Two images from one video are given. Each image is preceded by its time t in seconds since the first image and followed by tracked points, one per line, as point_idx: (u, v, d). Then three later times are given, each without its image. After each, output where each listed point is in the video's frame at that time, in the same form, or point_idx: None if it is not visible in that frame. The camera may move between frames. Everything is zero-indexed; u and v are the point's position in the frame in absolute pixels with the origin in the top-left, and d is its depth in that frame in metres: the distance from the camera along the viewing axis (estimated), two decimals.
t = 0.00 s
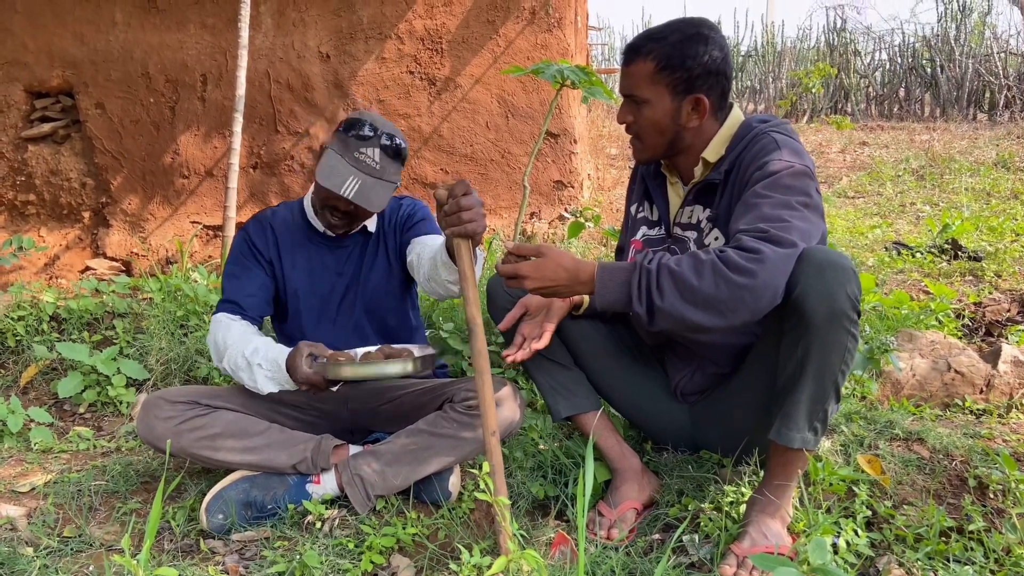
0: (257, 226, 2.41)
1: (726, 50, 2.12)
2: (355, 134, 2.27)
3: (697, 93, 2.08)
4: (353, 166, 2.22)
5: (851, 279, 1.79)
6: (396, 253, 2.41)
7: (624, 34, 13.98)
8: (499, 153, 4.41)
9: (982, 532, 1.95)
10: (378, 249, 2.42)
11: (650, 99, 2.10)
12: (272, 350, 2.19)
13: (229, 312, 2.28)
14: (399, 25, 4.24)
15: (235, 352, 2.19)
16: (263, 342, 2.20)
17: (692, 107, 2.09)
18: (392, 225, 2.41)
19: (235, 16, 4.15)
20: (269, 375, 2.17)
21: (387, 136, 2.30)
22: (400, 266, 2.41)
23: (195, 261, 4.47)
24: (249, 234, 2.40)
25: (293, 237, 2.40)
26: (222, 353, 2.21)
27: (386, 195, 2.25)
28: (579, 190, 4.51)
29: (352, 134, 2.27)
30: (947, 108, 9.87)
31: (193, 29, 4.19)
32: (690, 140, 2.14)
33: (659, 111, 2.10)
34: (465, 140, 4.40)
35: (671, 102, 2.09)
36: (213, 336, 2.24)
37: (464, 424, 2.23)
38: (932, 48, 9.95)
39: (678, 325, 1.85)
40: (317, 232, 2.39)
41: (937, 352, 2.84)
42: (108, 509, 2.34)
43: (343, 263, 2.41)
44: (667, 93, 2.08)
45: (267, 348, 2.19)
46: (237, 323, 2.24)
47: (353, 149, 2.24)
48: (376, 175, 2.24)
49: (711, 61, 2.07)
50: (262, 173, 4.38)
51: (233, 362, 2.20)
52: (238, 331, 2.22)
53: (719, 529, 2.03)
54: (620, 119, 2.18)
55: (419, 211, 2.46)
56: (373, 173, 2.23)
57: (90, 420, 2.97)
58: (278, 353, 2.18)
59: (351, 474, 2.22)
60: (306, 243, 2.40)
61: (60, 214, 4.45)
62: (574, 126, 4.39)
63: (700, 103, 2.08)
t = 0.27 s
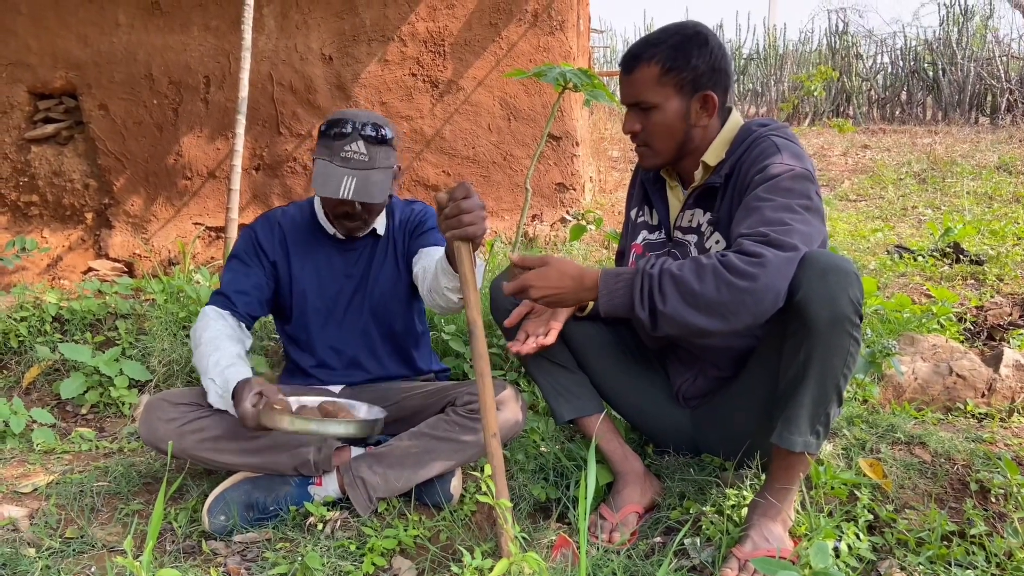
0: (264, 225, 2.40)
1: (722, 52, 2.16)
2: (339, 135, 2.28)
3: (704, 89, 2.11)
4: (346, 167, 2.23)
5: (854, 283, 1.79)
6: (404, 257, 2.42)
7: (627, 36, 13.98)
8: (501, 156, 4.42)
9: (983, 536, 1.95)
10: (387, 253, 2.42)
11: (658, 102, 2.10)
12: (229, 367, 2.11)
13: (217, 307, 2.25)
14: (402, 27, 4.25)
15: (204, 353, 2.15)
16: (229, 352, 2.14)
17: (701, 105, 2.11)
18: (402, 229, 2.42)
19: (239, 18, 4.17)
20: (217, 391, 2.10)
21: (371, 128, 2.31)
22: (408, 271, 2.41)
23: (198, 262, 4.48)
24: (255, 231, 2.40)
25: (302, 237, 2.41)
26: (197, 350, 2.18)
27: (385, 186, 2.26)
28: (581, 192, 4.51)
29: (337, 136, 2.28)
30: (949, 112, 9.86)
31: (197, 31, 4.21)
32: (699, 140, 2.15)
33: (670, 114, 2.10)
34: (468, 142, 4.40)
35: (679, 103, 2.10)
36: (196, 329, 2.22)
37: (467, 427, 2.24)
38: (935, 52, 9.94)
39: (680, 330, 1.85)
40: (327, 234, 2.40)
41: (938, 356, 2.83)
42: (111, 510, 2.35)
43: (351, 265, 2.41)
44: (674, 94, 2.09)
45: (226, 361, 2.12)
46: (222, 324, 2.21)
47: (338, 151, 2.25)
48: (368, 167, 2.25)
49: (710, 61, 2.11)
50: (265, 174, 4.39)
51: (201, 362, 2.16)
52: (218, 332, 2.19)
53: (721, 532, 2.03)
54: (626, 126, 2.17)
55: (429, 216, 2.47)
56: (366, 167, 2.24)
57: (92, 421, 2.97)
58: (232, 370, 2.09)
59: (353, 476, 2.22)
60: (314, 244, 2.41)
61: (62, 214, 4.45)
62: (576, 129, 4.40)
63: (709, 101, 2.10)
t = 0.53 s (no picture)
0: (271, 226, 2.42)
1: (715, 54, 2.16)
2: (331, 135, 2.30)
3: (702, 91, 2.11)
4: (337, 167, 2.24)
5: (856, 289, 1.79)
6: (408, 262, 2.42)
7: (629, 39, 13.96)
8: (504, 158, 4.42)
9: (986, 543, 1.95)
10: (391, 257, 2.43)
11: (657, 107, 2.09)
12: (218, 402, 2.10)
13: (231, 316, 2.24)
14: (405, 30, 4.26)
15: (206, 370, 2.15)
16: (224, 384, 2.12)
17: (700, 107, 2.11)
18: (406, 234, 2.43)
19: (242, 21, 4.18)
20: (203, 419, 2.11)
21: (364, 126, 2.32)
22: (412, 277, 2.41)
23: (200, 264, 4.48)
24: (262, 233, 2.41)
25: (307, 241, 2.41)
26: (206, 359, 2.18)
27: (377, 183, 2.26)
28: (583, 195, 4.51)
29: (329, 137, 2.29)
30: (951, 115, 9.85)
31: (200, 33, 4.22)
32: (699, 143, 2.15)
33: (669, 119, 2.10)
34: (470, 145, 4.40)
35: (679, 107, 2.10)
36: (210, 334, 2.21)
37: (468, 432, 2.23)
38: (937, 55, 9.92)
39: (679, 322, 1.84)
40: (331, 237, 2.41)
41: (941, 361, 2.83)
42: (113, 513, 2.35)
43: (355, 270, 2.41)
44: (673, 98, 2.09)
45: (218, 396, 2.10)
46: (232, 343, 2.19)
47: (330, 151, 2.27)
48: (361, 165, 2.26)
49: (705, 63, 2.11)
50: (267, 176, 4.39)
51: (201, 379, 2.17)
52: (225, 351, 2.17)
53: (723, 538, 2.03)
54: (626, 135, 2.16)
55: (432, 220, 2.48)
56: (357, 165, 2.25)
57: (95, 423, 2.97)
58: (218, 408, 2.09)
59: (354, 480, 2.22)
60: (319, 248, 2.41)
61: (65, 216, 4.45)
62: (578, 132, 4.40)
63: (707, 102, 2.10)
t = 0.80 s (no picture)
0: (275, 228, 2.41)
1: (704, 58, 2.17)
2: (337, 139, 2.30)
3: (694, 95, 2.11)
4: (342, 170, 2.24)
5: (854, 293, 1.79)
6: (410, 266, 2.42)
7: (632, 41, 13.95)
8: (506, 160, 4.43)
9: (987, 548, 1.95)
10: (393, 262, 2.42)
11: (651, 113, 2.09)
12: (222, 427, 2.09)
13: (244, 326, 2.18)
14: (407, 32, 4.26)
15: (213, 385, 2.12)
16: (229, 407, 2.10)
17: (692, 110, 2.12)
18: (409, 239, 2.43)
19: (245, 23, 4.20)
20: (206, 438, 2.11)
21: (369, 130, 2.32)
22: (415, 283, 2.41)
23: (202, 266, 4.49)
24: (266, 235, 2.40)
25: (312, 245, 2.41)
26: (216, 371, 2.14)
27: (382, 187, 2.26)
28: (585, 197, 4.51)
29: (334, 140, 2.29)
30: (954, 118, 9.83)
31: (202, 35, 4.24)
32: (693, 146, 2.15)
33: (663, 122, 2.10)
34: (472, 147, 4.41)
35: (672, 111, 2.10)
36: (221, 343, 2.16)
37: (469, 435, 2.24)
38: (940, 58, 9.90)
39: (681, 299, 1.83)
40: (336, 241, 2.40)
41: (943, 365, 2.83)
42: (114, 515, 2.35)
43: (358, 275, 2.41)
44: (666, 102, 2.09)
45: (222, 419, 2.09)
46: (242, 360, 2.14)
47: (335, 153, 2.27)
48: (366, 168, 2.26)
49: (694, 67, 2.12)
50: (269, 178, 4.39)
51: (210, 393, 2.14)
52: (234, 369, 2.13)
53: (723, 542, 2.02)
54: (621, 141, 2.15)
55: (434, 224, 2.48)
56: (362, 168, 2.25)
57: (97, 425, 2.98)
58: (221, 432, 2.08)
59: (355, 483, 2.22)
60: (321, 251, 2.40)
61: (68, 217, 4.44)
62: (580, 134, 4.40)
63: (699, 105, 2.11)
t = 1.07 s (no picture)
0: (276, 241, 2.36)
1: (698, 63, 2.17)
2: (339, 144, 2.28)
3: (689, 99, 2.11)
4: (344, 175, 2.20)
5: (847, 296, 1.79)
6: (413, 274, 2.40)
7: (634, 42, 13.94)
8: (507, 162, 4.43)
9: (987, 552, 1.94)
10: (396, 269, 2.40)
11: (647, 117, 2.08)
12: (239, 453, 2.01)
13: (248, 345, 2.11)
14: (409, 34, 4.27)
15: (225, 413, 2.06)
16: (244, 431, 2.03)
17: (688, 114, 2.12)
18: (411, 244, 2.40)
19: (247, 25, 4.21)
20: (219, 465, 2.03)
21: (371, 135, 2.30)
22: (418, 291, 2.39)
23: (204, 267, 4.50)
24: (265, 249, 2.34)
25: (314, 256, 2.37)
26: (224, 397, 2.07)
27: (385, 192, 2.22)
28: (587, 199, 4.51)
29: (335, 145, 2.26)
30: (957, 119, 9.80)
31: (205, 37, 4.25)
32: (689, 150, 2.15)
33: (660, 127, 2.10)
34: (473, 148, 4.41)
35: (668, 116, 2.10)
36: (229, 369, 2.10)
37: (470, 438, 2.23)
38: (943, 60, 9.87)
39: (694, 294, 1.80)
40: (338, 251, 2.35)
41: (944, 368, 2.82)
42: (115, 516, 2.36)
43: (361, 285, 2.38)
44: (661, 107, 2.09)
45: (238, 446, 2.01)
46: (251, 381, 2.08)
47: (337, 159, 2.24)
48: (368, 173, 2.22)
49: (687, 72, 2.12)
50: (271, 179, 4.40)
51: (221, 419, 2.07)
52: (244, 393, 2.07)
53: (723, 545, 2.03)
54: (618, 146, 2.15)
55: (435, 229, 2.44)
56: (364, 174, 2.22)
57: (98, 426, 2.99)
58: (238, 459, 2.00)
59: (355, 485, 2.23)
60: (323, 262, 2.37)
61: (70, 218, 4.45)
62: (582, 136, 4.40)
63: (695, 109, 2.11)
